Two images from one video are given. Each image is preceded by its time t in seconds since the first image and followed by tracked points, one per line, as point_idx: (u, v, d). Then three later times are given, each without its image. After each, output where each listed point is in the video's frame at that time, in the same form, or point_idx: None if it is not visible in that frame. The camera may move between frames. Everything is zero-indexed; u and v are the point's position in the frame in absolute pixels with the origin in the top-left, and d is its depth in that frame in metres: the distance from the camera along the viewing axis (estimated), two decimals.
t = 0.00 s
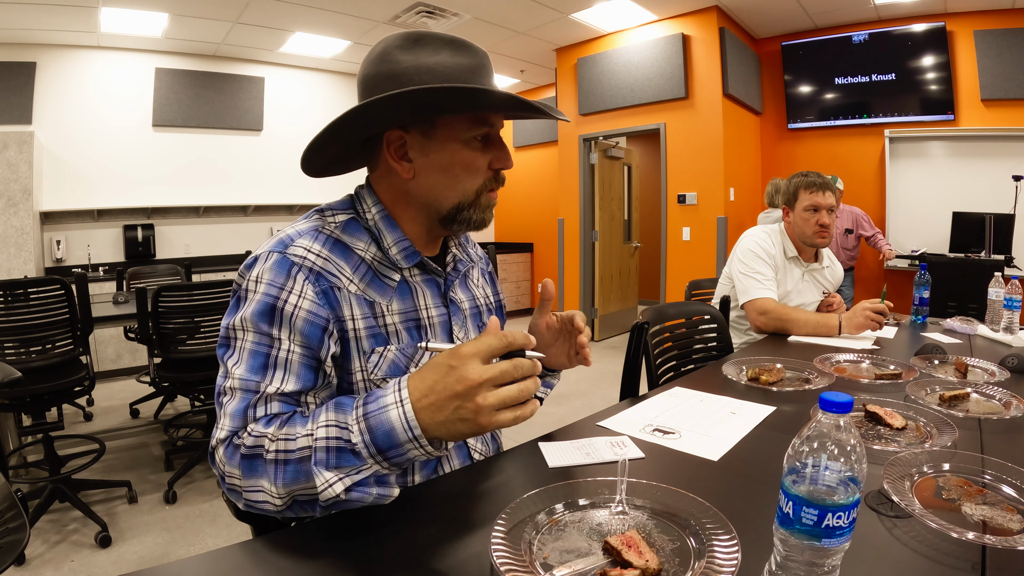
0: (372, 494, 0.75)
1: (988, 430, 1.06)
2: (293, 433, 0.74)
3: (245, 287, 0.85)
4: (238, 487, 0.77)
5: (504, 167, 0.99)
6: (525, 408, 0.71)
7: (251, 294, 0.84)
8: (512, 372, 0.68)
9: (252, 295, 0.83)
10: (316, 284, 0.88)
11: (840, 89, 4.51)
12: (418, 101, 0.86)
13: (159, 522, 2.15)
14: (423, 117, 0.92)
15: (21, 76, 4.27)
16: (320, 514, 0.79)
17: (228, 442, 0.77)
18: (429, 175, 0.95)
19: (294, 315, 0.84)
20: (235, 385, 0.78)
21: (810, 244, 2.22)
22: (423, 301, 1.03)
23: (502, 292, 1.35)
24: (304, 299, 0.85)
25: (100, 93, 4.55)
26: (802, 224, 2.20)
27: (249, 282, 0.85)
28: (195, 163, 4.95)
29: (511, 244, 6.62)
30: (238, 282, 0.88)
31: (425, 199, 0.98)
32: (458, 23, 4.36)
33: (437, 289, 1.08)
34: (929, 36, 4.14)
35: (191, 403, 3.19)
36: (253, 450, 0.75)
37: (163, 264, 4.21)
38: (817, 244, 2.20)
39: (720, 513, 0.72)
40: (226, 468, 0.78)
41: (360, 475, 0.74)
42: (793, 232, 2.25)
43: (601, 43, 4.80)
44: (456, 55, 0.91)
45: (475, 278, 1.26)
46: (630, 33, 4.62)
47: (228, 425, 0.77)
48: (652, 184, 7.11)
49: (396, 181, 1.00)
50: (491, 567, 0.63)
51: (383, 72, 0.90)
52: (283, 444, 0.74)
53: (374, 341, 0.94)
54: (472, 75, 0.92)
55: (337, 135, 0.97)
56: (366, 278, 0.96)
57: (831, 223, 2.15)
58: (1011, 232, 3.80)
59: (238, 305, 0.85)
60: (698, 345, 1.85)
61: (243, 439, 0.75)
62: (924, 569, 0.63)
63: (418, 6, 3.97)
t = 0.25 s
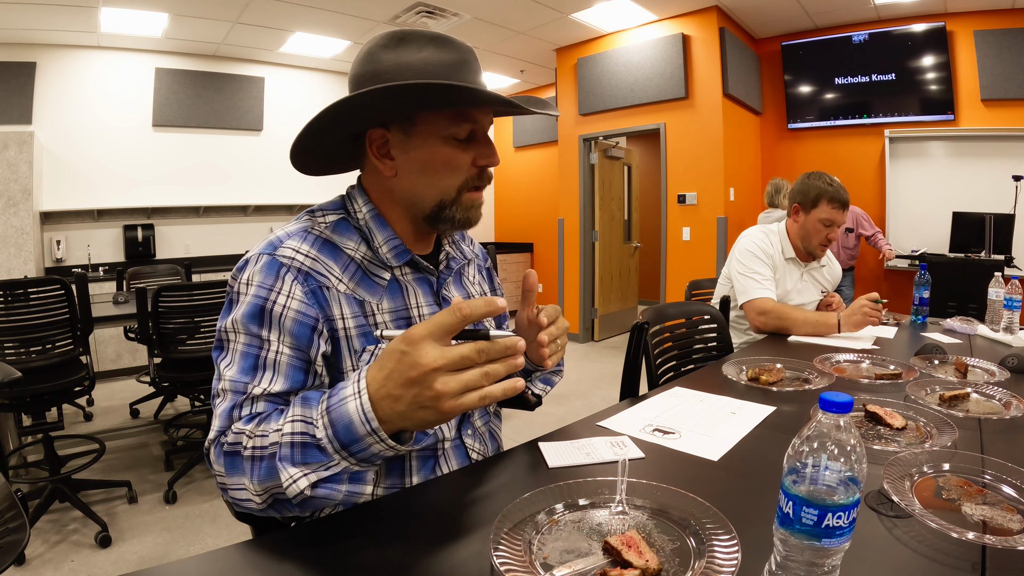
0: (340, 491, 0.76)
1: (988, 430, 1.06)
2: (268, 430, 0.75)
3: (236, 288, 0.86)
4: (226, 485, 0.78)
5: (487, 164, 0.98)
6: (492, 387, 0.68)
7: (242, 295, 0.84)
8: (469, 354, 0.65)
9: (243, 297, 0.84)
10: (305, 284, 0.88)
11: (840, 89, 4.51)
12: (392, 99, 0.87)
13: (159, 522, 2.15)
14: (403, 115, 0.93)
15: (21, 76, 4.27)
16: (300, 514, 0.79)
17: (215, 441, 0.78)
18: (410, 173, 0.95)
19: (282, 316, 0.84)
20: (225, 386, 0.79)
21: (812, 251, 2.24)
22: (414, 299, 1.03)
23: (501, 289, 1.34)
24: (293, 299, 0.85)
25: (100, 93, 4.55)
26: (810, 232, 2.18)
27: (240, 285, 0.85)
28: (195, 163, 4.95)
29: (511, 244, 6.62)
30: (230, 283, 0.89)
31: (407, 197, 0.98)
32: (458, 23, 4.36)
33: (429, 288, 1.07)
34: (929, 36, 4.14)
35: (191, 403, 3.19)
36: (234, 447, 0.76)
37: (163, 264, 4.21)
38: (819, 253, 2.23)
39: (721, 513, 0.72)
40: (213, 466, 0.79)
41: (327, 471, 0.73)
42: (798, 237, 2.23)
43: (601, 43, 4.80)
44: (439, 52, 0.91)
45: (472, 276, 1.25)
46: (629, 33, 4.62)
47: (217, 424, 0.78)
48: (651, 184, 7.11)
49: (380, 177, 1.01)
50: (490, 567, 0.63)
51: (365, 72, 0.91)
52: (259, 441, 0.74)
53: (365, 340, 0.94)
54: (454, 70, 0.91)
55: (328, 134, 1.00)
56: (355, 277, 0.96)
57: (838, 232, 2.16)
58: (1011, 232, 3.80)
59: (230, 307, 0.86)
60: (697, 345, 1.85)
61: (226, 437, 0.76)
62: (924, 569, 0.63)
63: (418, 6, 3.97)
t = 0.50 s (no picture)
0: (313, 487, 0.75)
1: (988, 430, 1.06)
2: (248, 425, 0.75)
3: (228, 289, 0.86)
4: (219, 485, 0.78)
5: (454, 173, 0.97)
6: (460, 418, 0.64)
7: (233, 296, 0.84)
8: (445, 375, 0.63)
9: (235, 297, 0.84)
10: (295, 283, 0.89)
11: (840, 89, 4.51)
12: (354, 102, 0.89)
13: (159, 522, 2.15)
14: (377, 117, 0.95)
15: (21, 76, 4.27)
16: (284, 513, 0.79)
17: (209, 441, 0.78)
18: (378, 174, 0.97)
19: (273, 314, 0.84)
20: (219, 387, 0.78)
21: (819, 255, 2.27)
22: (406, 297, 1.03)
23: (499, 287, 1.34)
24: (283, 297, 0.86)
25: (100, 93, 4.55)
26: (825, 236, 2.18)
27: (233, 285, 0.85)
28: (195, 163, 4.95)
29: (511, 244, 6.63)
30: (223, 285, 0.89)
31: (378, 198, 1.00)
32: (458, 23, 4.36)
33: (423, 286, 1.08)
34: (929, 36, 4.14)
35: (191, 403, 3.19)
36: (223, 445, 0.76)
37: (163, 265, 4.21)
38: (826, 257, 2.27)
39: (720, 513, 0.72)
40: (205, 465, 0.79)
41: (298, 466, 0.73)
42: (810, 240, 2.24)
43: (601, 43, 4.80)
44: (422, 55, 0.91)
45: (467, 274, 1.25)
46: (629, 33, 4.62)
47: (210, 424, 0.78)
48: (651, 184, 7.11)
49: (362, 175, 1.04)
50: (490, 567, 0.63)
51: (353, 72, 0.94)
52: (241, 437, 0.74)
53: (357, 338, 0.94)
54: (429, 74, 0.90)
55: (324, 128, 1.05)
56: (347, 276, 0.96)
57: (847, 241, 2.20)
58: (1011, 232, 3.80)
59: (224, 307, 0.86)
60: (697, 345, 1.85)
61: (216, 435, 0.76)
62: (924, 569, 0.63)
63: (418, 6, 3.96)
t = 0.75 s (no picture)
0: (319, 493, 0.75)
1: (987, 430, 1.06)
2: (254, 430, 0.74)
3: (228, 290, 0.85)
4: (220, 487, 0.78)
5: (453, 177, 0.97)
6: (464, 438, 0.68)
7: (233, 297, 0.84)
8: (455, 396, 0.67)
9: (235, 299, 0.84)
10: (295, 284, 0.89)
11: (840, 89, 4.51)
12: (352, 104, 0.89)
13: (159, 522, 2.15)
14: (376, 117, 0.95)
15: (21, 76, 4.27)
16: (288, 517, 0.79)
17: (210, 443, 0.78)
18: (378, 175, 0.98)
19: (273, 316, 0.84)
20: (219, 388, 0.78)
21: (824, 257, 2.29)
22: (407, 298, 1.03)
23: (498, 287, 1.34)
24: (283, 299, 0.86)
25: (100, 93, 4.55)
26: (832, 237, 2.17)
27: (233, 286, 0.85)
28: (194, 163, 4.95)
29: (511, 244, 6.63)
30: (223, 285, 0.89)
31: (377, 199, 1.01)
32: (458, 23, 4.36)
33: (424, 287, 1.08)
34: (929, 36, 4.14)
35: (191, 403, 3.19)
36: (225, 448, 0.76)
37: (163, 265, 4.21)
38: (830, 259, 2.28)
39: (721, 513, 0.72)
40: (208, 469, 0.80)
41: (305, 473, 0.73)
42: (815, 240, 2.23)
43: (601, 43, 4.80)
44: (422, 54, 0.91)
45: (467, 274, 1.25)
46: (629, 33, 4.62)
47: (211, 425, 0.78)
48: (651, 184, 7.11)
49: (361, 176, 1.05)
50: (490, 567, 0.63)
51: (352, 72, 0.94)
52: (246, 441, 0.74)
53: (356, 339, 0.94)
54: (429, 77, 0.91)
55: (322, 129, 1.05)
56: (347, 277, 0.96)
57: (851, 244, 2.21)
58: (1011, 232, 3.80)
59: (223, 308, 0.86)
60: (697, 345, 1.85)
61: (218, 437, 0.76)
62: (924, 569, 0.63)
63: (418, 6, 3.97)
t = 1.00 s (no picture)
0: (321, 496, 0.77)
1: (988, 430, 1.06)
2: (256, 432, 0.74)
3: (230, 291, 0.85)
4: (220, 488, 0.78)
5: (471, 177, 0.98)
6: (470, 431, 0.69)
7: (235, 298, 0.84)
8: (460, 392, 0.67)
9: (237, 300, 0.84)
10: (297, 285, 0.88)
11: (840, 89, 4.51)
12: (372, 106, 0.87)
13: (159, 522, 2.15)
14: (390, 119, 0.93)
15: (21, 76, 4.27)
16: (290, 518, 0.79)
17: (211, 445, 0.78)
18: (392, 177, 0.96)
19: (276, 317, 0.84)
20: (220, 390, 0.78)
21: (825, 258, 2.30)
22: (411, 299, 1.03)
23: (501, 287, 1.34)
24: (286, 300, 0.85)
25: (100, 93, 4.55)
26: (835, 240, 2.18)
27: (235, 287, 0.85)
28: (194, 163, 4.94)
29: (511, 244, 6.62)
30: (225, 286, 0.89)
31: (390, 200, 0.99)
32: (458, 23, 4.36)
33: (427, 287, 1.08)
34: (929, 36, 4.14)
35: (191, 403, 3.18)
36: (226, 449, 0.76)
37: (163, 264, 4.21)
38: (831, 260, 2.29)
39: (721, 513, 0.72)
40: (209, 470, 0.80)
41: (307, 475, 0.73)
42: (819, 240, 2.23)
43: (601, 43, 4.80)
44: (434, 55, 0.91)
45: (470, 274, 1.25)
46: (629, 33, 4.62)
47: (211, 427, 0.78)
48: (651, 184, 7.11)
49: (368, 178, 1.03)
50: (491, 567, 0.63)
51: (359, 72, 0.92)
52: (248, 443, 0.74)
53: (360, 340, 0.94)
54: (444, 78, 0.91)
55: (321, 130, 1.01)
56: (350, 278, 0.96)
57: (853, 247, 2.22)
58: (1011, 233, 3.80)
59: (225, 309, 0.86)
60: (698, 345, 1.85)
61: (219, 439, 0.76)
62: (924, 569, 0.63)
63: (418, 6, 3.97)
